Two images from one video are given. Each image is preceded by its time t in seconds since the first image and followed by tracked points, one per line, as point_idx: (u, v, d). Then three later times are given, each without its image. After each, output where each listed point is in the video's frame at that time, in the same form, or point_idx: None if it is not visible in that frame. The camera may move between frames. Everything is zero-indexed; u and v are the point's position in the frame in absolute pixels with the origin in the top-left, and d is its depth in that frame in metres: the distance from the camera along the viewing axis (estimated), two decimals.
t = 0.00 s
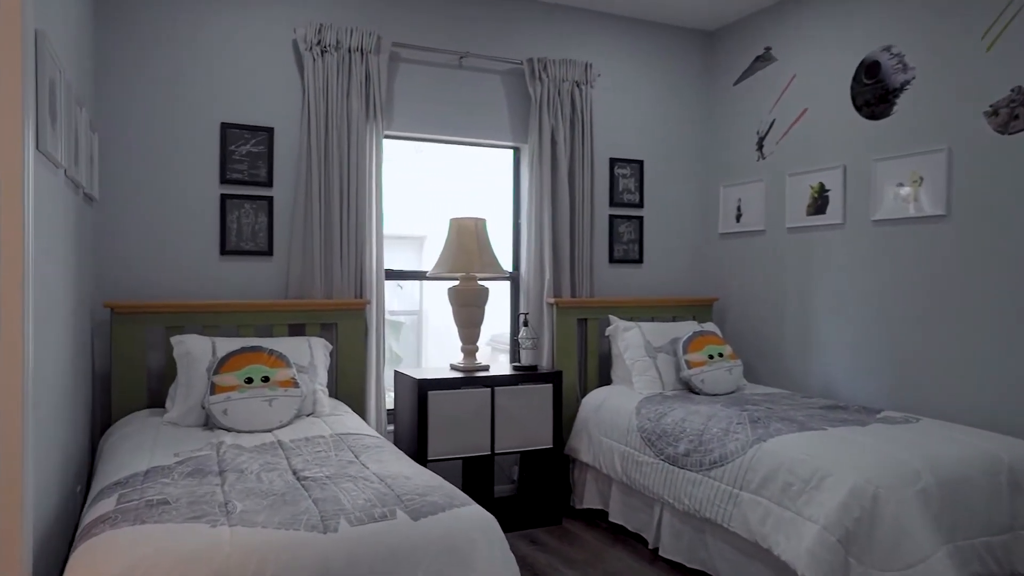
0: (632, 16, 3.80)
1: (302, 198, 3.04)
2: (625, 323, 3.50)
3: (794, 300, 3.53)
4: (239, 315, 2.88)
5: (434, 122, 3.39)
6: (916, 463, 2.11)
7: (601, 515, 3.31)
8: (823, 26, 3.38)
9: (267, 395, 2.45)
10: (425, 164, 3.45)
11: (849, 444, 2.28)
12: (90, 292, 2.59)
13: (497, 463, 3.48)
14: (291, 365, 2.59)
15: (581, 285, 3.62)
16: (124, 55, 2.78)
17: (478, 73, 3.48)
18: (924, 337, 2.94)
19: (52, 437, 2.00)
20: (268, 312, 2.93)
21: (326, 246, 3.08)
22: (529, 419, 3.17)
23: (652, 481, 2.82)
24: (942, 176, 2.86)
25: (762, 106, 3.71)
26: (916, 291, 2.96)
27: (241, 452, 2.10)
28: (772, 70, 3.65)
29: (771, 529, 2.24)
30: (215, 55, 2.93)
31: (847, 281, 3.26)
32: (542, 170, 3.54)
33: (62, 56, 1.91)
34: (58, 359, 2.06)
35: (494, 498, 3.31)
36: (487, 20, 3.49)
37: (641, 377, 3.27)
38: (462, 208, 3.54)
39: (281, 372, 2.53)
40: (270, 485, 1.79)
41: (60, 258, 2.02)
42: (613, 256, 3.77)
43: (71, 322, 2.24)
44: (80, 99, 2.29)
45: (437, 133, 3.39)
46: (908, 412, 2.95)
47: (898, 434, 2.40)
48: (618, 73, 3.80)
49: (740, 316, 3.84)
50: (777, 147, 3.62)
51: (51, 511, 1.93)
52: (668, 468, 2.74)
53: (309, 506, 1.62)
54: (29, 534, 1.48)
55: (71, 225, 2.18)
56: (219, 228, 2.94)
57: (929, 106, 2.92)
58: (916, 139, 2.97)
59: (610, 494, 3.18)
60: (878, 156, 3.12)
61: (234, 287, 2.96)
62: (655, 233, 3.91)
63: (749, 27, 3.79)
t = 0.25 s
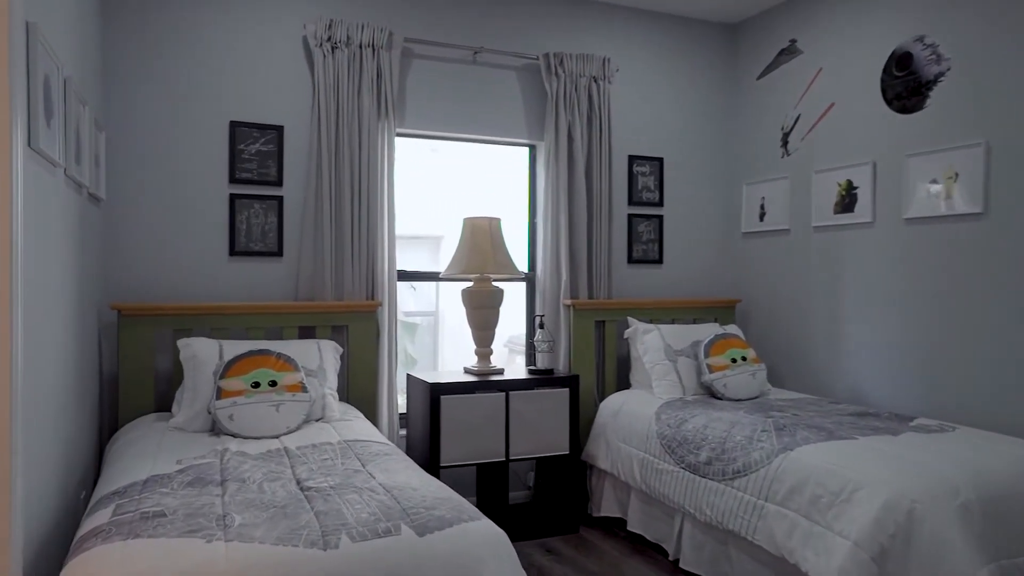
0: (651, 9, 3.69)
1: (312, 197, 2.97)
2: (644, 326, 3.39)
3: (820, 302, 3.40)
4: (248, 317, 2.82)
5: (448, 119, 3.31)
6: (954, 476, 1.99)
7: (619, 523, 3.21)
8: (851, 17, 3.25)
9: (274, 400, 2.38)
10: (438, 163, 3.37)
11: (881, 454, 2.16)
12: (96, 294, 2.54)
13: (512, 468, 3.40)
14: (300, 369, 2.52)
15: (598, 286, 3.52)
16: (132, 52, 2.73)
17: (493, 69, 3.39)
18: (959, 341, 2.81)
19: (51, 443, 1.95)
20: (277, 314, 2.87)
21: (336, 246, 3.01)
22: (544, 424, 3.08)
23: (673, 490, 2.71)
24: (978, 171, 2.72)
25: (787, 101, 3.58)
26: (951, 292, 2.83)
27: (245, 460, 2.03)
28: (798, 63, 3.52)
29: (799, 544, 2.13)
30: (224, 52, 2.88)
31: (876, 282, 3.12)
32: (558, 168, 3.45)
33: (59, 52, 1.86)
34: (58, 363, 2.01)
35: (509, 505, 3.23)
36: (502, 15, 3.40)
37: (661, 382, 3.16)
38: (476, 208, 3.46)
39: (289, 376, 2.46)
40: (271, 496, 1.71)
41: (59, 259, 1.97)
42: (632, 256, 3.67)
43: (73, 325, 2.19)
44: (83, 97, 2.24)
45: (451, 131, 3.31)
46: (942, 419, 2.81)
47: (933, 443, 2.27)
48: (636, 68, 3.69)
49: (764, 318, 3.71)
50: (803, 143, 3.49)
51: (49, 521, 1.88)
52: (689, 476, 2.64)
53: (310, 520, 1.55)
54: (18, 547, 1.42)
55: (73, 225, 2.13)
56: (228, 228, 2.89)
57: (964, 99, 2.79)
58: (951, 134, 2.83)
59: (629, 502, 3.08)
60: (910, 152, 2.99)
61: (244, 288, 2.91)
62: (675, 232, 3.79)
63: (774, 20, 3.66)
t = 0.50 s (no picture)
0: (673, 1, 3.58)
1: (323, 195, 2.90)
2: (665, 327, 3.28)
3: (850, 303, 3.26)
4: (258, 317, 2.76)
5: (463, 115, 3.22)
6: (999, 490, 1.86)
7: (639, 532, 3.10)
8: (883, 5, 3.11)
9: (282, 404, 2.31)
10: (454, 160, 3.29)
11: (919, 465, 2.03)
12: (103, 294, 2.49)
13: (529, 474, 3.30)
14: (309, 372, 2.45)
15: (618, 286, 3.41)
16: (140, 47, 2.68)
17: (509, 63, 3.30)
18: (1000, 345, 2.66)
19: (50, 447, 1.89)
20: (288, 315, 2.81)
21: (348, 245, 2.94)
22: (562, 429, 2.98)
23: (695, 498, 2.60)
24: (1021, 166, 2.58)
25: (814, 94, 3.45)
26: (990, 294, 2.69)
27: (249, 466, 1.96)
28: (827, 54, 3.38)
29: (830, 560, 2.01)
30: (234, 47, 2.82)
31: (909, 283, 2.99)
32: (576, 165, 3.35)
33: (57, 44, 1.80)
34: (59, 365, 1.96)
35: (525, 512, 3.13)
36: (519, 7, 3.31)
37: (682, 386, 3.04)
38: (493, 206, 3.38)
39: (298, 379, 2.39)
40: (273, 506, 1.64)
41: (59, 258, 1.91)
42: (652, 255, 3.55)
43: (76, 325, 2.13)
44: (86, 93, 2.19)
45: (466, 127, 3.23)
46: (982, 427, 2.67)
47: (974, 454, 2.14)
48: (658, 62, 3.58)
49: (790, 319, 3.58)
50: (831, 138, 3.36)
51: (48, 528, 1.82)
52: (713, 485, 2.52)
53: (312, 534, 1.47)
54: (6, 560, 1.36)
55: (76, 223, 2.08)
56: (238, 227, 2.83)
57: (1005, 89, 2.64)
58: (990, 126, 2.69)
59: (649, 510, 2.97)
60: (946, 146, 2.85)
61: (254, 288, 2.85)
62: (698, 231, 3.67)
63: (801, 10, 3.53)
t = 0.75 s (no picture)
0: None
1: (333, 195, 2.82)
2: (687, 330, 3.16)
3: (881, 305, 3.12)
4: (267, 320, 2.69)
5: (477, 111, 3.13)
6: None
7: (660, 544, 2.99)
8: None
9: (288, 410, 2.23)
10: (470, 158, 3.20)
11: (961, 481, 1.90)
12: (107, 296, 2.43)
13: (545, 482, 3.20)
14: (317, 377, 2.37)
15: (638, 288, 3.30)
16: (146, 44, 2.62)
17: (525, 58, 3.20)
18: None
19: (47, 456, 1.83)
20: (297, 318, 2.73)
21: (359, 246, 2.86)
22: (579, 436, 2.88)
23: (719, 511, 2.48)
24: None
25: (843, 88, 3.31)
26: None
27: (252, 477, 1.88)
28: (856, 46, 3.24)
29: None
30: (242, 43, 2.75)
31: (945, 285, 2.84)
32: (594, 163, 3.24)
33: (51, 37, 1.73)
34: (56, 371, 1.89)
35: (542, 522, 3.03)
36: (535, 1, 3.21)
37: (705, 392, 2.92)
38: (509, 205, 3.28)
39: (305, 385, 2.31)
40: (273, 522, 1.55)
41: (57, 261, 1.84)
42: (673, 256, 3.44)
43: (76, 329, 2.07)
44: (88, 90, 2.12)
45: (482, 124, 3.14)
46: None
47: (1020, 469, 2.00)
48: (679, 56, 3.46)
49: (817, 322, 3.45)
50: (861, 134, 3.22)
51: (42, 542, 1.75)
52: (737, 497, 2.40)
53: (311, 554, 1.38)
54: None
55: (76, 224, 2.01)
56: (247, 227, 2.76)
57: None
58: None
59: (670, 522, 2.85)
60: (984, 141, 2.70)
61: (263, 290, 2.77)
62: (720, 230, 3.55)
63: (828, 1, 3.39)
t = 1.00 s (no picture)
0: None
1: (341, 194, 2.74)
2: (708, 334, 3.04)
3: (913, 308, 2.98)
4: (273, 324, 2.61)
5: (491, 108, 3.03)
6: None
7: (680, 557, 2.87)
8: None
9: (292, 418, 2.15)
10: (484, 157, 3.12)
11: (1007, 499, 1.77)
12: (109, 299, 2.36)
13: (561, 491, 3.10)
14: (322, 384, 2.28)
15: (657, 290, 3.18)
16: (149, 40, 2.55)
17: (540, 53, 3.10)
18: None
19: (39, 467, 1.75)
20: (304, 322, 2.65)
21: (368, 247, 2.77)
22: (596, 445, 2.77)
23: (743, 525, 2.36)
24: None
25: (872, 81, 3.17)
26: None
27: (251, 490, 1.80)
28: (886, 37, 3.10)
29: None
30: (248, 39, 2.67)
31: (982, 288, 2.70)
32: (611, 161, 3.13)
33: (41, 30, 1.65)
34: (49, 379, 1.82)
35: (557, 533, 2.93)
36: None
37: (727, 399, 2.80)
38: (523, 204, 3.19)
39: (310, 392, 2.22)
40: (269, 541, 1.46)
41: (48, 264, 1.77)
42: (694, 257, 3.31)
43: (72, 335, 2.00)
44: (85, 87, 2.05)
45: (495, 122, 3.04)
46: None
47: None
48: (699, 50, 3.34)
49: (845, 326, 3.31)
50: (891, 129, 3.08)
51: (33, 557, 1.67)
52: (762, 511, 2.28)
53: None
54: None
55: (71, 226, 1.94)
56: (253, 228, 2.68)
57: None
58: None
59: (691, 534, 2.74)
60: None
61: (269, 293, 2.70)
62: (743, 230, 3.42)
63: None
